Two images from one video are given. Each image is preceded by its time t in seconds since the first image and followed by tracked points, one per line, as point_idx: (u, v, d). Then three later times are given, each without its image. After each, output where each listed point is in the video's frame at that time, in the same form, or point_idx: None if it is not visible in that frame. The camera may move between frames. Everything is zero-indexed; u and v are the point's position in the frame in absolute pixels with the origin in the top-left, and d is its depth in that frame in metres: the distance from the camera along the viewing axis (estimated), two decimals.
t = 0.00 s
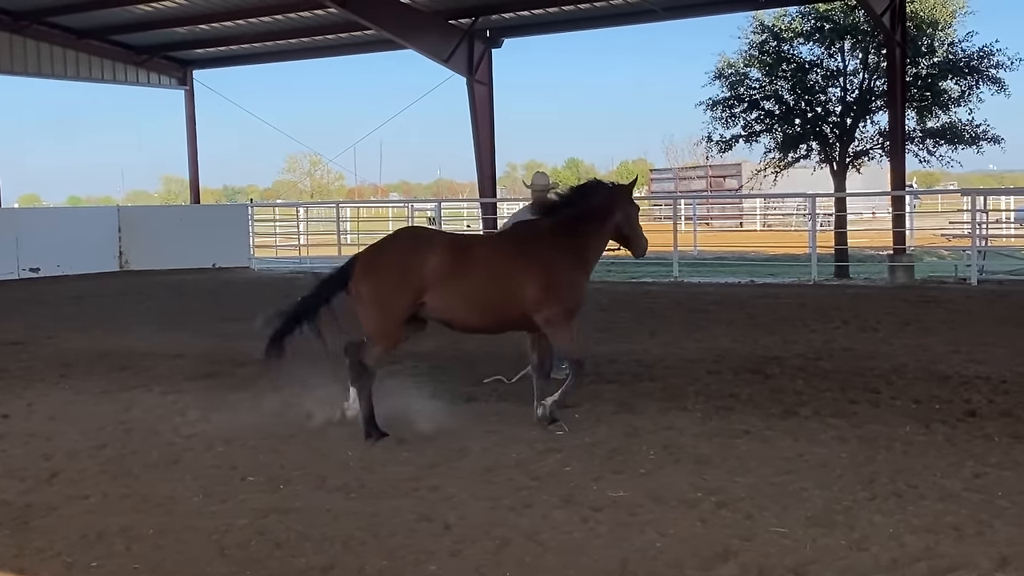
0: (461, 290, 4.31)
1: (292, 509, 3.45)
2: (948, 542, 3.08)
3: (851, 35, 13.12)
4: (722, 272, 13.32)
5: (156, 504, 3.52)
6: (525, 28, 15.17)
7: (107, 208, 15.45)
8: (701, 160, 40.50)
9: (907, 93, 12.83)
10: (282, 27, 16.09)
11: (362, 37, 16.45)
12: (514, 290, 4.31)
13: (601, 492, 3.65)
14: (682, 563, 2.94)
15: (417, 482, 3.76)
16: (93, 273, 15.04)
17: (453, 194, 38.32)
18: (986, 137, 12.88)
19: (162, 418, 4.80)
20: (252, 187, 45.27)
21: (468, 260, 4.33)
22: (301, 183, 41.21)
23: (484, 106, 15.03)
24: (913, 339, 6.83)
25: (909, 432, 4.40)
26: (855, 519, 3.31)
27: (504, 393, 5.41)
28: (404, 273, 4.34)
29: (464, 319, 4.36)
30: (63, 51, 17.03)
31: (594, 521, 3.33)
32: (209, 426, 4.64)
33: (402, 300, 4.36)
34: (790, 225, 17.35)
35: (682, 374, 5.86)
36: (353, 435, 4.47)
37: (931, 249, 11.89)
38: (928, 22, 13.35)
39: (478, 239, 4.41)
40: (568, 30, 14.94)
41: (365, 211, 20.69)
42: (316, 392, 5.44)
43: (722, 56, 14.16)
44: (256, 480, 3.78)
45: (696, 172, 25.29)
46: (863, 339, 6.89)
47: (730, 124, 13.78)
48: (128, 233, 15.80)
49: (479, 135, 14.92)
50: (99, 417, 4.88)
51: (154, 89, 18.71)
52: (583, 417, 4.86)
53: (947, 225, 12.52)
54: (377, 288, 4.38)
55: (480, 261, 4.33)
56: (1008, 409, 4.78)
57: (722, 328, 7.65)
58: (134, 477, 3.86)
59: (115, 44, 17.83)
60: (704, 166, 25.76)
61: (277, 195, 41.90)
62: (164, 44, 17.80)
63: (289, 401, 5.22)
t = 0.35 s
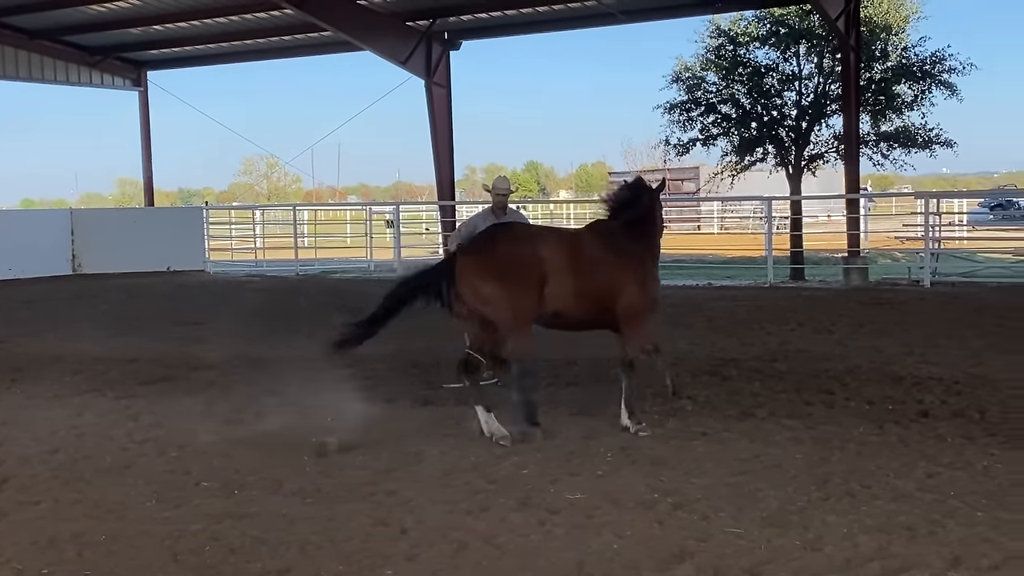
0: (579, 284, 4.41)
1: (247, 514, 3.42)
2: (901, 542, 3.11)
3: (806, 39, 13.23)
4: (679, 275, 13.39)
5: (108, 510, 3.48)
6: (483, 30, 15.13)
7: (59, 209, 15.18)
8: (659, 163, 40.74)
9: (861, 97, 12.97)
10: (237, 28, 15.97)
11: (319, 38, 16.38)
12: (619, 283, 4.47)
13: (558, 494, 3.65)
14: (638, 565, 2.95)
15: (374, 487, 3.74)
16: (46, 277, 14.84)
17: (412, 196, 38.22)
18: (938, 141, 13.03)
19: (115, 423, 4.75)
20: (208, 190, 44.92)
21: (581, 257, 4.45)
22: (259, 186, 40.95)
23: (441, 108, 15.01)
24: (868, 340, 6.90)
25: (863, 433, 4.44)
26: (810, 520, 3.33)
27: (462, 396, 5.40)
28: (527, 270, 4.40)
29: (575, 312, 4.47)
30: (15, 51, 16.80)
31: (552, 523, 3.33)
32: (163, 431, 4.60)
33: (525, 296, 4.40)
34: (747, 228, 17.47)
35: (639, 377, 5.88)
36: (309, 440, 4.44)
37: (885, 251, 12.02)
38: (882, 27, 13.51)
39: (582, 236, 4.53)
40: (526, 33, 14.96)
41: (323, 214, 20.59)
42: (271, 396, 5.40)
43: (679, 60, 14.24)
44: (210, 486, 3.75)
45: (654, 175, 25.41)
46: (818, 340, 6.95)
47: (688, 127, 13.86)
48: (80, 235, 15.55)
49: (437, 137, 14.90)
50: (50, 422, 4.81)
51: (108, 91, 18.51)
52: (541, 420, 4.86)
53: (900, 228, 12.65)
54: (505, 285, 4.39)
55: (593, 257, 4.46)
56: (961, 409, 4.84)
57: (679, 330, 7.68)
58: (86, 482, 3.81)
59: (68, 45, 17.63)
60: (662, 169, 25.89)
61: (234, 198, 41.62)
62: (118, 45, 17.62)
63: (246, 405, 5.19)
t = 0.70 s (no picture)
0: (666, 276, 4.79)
1: (199, 519, 3.40)
2: (851, 541, 3.15)
3: (759, 44, 13.34)
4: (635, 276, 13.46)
5: (57, 516, 3.44)
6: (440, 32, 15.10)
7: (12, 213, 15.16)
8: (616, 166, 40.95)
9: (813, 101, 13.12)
10: (191, 29, 15.86)
11: (274, 40, 16.31)
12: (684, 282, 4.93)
13: (513, 496, 3.66)
14: (592, 566, 2.96)
15: (328, 490, 3.73)
16: None
17: (370, 199, 38.10)
18: (889, 144, 13.21)
19: (65, 428, 4.70)
20: (163, 192, 44.53)
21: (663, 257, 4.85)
22: (213, 187, 40.64)
23: (398, 111, 15.02)
24: (819, 341, 6.98)
25: (815, 432, 4.49)
26: (761, 519, 3.37)
27: (418, 400, 5.40)
28: (636, 263, 4.68)
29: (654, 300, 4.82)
30: None
31: (507, 525, 3.34)
32: (115, 435, 4.56)
33: (632, 288, 4.66)
34: (702, 230, 17.59)
35: (595, 377, 5.90)
36: (263, 443, 4.43)
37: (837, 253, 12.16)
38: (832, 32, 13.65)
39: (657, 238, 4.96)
40: (481, 35, 14.97)
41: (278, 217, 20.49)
42: (224, 400, 5.37)
43: (635, 63, 14.31)
44: (161, 490, 3.72)
45: (611, 178, 25.54)
46: (770, 341, 7.02)
47: (643, 130, 13.94)
48: (33, 239, 15.51)
49: (394, 140, 14.91)
50: None
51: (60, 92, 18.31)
52: (497, 422, 4.87)
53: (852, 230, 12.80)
54: (618, 276, 4.60)
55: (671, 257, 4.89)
56: (909, 409, 4.91)
57: (634, 332, 7.73)
58: (35, 487, 3.78)
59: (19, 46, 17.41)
60: (619, 171, 26.00)
61: (189, 200, 41.30)
62: (71, 46, 17.43)
63: (200, 409, 5.15)
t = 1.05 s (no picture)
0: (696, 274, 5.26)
1: (156, 525, 3.37)
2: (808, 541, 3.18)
3: (720, 48, 13.43)
4: (597, 279, 13.51)
5: (12, 523, 3.40)
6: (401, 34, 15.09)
7: None
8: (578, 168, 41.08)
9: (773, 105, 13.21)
10: (150, 30, 15.71)
11: (234, 41, 16.20)
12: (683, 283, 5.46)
13: (473, 500, 3.65)
14: (552, 569, 2.97)
15: (286, 495, 3.70)
16: None
17: (332, 201, 37.97)
18: (847, 148, 13.33)
19: (21, 433, 4.65)
20: (122, 194, 44.16)
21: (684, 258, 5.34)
22: (173, 189, 40.31)
23: (360, 112, 15.02)
24: (779, 343, 7.03)
25: (774, 434, 4.52)
26: (720, 521, 3.38)
27: (379, 403, 5.39)
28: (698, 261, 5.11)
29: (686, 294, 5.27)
30: None
31: (467, 529, 3.33)
32: (70, 441, 4.51)
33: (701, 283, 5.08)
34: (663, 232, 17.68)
35: (557, 381, 5.91)
36: (222, 448, 4.40)
37: (796, 255, 12.28)
38: (792, 36, 13.73)
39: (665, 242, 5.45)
40: (443, 38, 14.95)
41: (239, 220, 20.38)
42: (183, 405, 5.33)
43: (596, 66, 14.30)
44: (118, 496, 3.68)
45: (573, 180, 25.61)
46: (731, 343, 7.07)
47: (605, 133, 13.99)
48: None
49: (355, 143, 14.88)
50: None
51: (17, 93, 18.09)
52: (459, 425, 4.86)
53: (811, 233, 12.91)
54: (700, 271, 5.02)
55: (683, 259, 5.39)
56: (867, 410, 4.96)
57: (595, 334, 7.75)
58: None
59: None
60: (580, 174, 26.07)
61: (149, 202, 40.97)
62: (27, 47, 17.22)
63: (159, 413, 5.11)
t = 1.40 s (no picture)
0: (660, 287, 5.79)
1: (125, 531, 3.34)
2: (779, 543, 3.19)
3: (692, 51, 13.51)
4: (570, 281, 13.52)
5: None
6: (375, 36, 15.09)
7: None
8: (552, 171, 41.16)
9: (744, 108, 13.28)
10: (120, 31, 15.59)
11: (205, 43, 16.11)
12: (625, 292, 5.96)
13: (445, 504, 3.64)
14: (524, 573, 2.96)
15: (257, 500, 3.68)
16: None
17: (304, 204, 37.81)
18: (818, 150, 13.41)
19: None
20: (92, 197, 43.82)
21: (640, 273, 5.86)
22: (144, 192, 40.02)
23: (331, 114, 14.97)
24: (751, 345, 7.06)
25: (746, 436, 4.53)
26: (692, 524, 3.39)
27: (352, 407, 5.37)
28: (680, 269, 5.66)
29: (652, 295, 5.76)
30: None
31: (439, 533, 3.32)
32: (39, 446, 4.47)
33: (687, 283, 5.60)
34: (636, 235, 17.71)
35: (530, 384, 5.90)
36: (192, 452, 4.36)
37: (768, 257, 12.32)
38: (764, 39, 13.83)
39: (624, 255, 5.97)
40: (415, 40, 14.94)
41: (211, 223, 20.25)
42: (153, 409, 5.28)
43: (569, 69, 14.32)
44: (86, 502, 3.65)
45: (546, 183, 25.60)
46: (703, 346, 7.08)
47: (578, 136, 14.00)
48: None
49: (328, 146, 14.84)
50: None
51: None
52: (431, 429, 4.84)
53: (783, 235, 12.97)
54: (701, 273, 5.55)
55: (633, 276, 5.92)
56: (838, 412, 4.98)
57: (567, 337, 7.75)
58: None
59: None
60: (553, 177, 26.08)
61: (119, 205, 40.68)
62: None
63: (129, 418, 5.07)
